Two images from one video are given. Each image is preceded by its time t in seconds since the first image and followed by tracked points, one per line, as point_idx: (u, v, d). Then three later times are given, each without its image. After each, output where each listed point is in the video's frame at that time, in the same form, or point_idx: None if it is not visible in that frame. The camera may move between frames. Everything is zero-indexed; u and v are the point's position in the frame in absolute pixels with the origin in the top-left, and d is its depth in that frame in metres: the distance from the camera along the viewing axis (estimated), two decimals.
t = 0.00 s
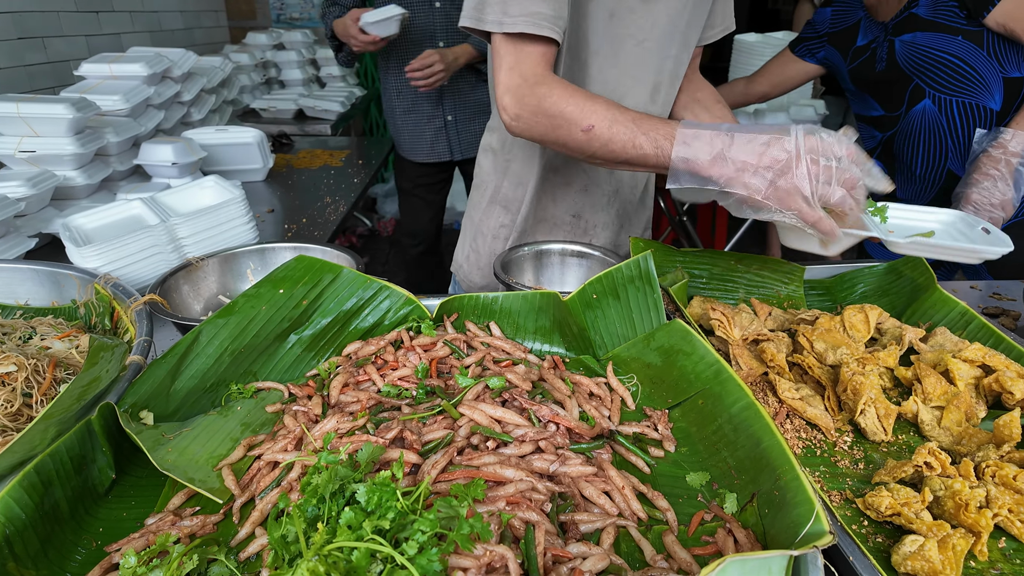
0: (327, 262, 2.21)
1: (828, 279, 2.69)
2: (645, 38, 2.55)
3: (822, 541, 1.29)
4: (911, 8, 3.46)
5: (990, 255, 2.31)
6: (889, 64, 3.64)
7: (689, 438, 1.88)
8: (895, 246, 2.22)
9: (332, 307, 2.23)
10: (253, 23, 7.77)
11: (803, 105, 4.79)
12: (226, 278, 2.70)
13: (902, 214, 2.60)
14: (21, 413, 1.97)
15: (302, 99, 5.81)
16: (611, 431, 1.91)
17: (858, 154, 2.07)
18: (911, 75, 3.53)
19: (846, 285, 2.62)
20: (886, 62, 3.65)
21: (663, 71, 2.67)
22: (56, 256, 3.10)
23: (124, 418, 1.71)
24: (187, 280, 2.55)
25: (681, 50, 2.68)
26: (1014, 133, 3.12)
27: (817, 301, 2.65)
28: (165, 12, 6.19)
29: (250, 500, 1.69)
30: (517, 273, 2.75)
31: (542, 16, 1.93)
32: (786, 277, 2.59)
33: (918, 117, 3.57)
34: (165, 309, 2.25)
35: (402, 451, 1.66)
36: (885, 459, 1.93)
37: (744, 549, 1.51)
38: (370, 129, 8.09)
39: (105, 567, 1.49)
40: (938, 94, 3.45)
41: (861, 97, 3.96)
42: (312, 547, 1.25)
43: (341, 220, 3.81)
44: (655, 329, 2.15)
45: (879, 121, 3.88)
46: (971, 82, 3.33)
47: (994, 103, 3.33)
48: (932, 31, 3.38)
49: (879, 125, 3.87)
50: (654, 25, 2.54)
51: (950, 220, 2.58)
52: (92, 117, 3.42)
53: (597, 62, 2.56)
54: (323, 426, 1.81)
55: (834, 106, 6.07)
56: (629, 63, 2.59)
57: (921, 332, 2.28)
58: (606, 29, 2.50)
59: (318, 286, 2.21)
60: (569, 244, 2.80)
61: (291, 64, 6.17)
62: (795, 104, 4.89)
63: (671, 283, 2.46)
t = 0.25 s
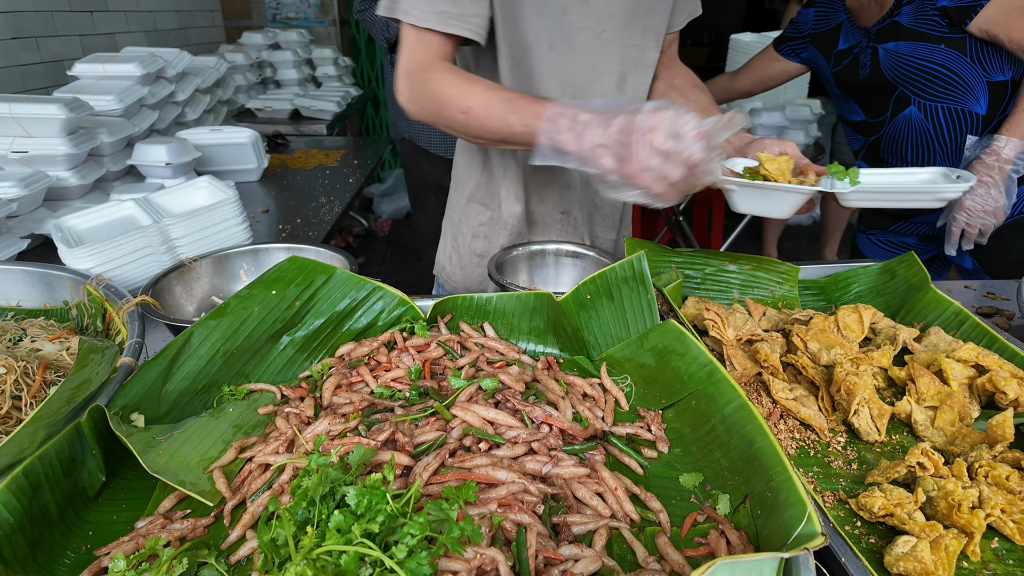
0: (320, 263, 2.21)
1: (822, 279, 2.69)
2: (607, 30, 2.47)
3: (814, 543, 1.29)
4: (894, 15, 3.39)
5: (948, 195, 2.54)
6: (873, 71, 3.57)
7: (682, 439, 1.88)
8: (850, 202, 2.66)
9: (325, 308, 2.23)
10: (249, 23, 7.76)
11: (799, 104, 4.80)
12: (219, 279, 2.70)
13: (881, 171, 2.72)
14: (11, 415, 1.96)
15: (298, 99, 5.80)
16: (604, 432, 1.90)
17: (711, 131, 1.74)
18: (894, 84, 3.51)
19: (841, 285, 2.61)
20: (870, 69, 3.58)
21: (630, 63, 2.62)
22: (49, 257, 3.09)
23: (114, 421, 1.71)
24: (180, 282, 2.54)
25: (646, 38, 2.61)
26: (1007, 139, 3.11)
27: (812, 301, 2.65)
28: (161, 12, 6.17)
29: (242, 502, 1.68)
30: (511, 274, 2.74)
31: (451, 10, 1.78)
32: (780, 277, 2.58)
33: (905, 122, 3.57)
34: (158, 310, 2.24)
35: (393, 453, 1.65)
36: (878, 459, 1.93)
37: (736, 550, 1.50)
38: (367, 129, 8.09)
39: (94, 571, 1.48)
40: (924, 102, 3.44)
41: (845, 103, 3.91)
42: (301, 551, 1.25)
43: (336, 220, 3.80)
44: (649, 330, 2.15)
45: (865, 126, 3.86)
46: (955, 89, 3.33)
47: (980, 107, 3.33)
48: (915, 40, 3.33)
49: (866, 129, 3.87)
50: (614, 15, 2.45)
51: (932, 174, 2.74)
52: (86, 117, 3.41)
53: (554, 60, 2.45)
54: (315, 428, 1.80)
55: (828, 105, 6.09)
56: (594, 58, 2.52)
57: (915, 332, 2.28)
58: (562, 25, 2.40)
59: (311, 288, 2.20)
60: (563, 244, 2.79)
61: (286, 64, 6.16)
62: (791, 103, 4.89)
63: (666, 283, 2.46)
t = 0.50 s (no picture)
0: (312, 264, 2.19)
1: (816, 278, 2.69)
2: (557, 27, 2.69)
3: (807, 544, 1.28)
4: (906, 3, 3.37)
5: (852, 227, 2.30)
6: (879, 61, 3.57)
7: (676, 439, 1.88)
8: (770, 221, 2.39)
9: (317, 309, 2.22)
10: (243, 22, 7.72)
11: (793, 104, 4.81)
12: (212, 280, 2.68)
13: (802, 184, 2.67)
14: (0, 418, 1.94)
15: (292, 99, 5.79)
16: (598, 433, 1.90)
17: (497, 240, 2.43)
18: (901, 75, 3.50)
19: (835, 284, 2.61)
20: (877, 59, 3.58)
21: (584, 58, 2.84)
22: (40, 258, 3.07)
23: (104, 424, 1.69)
24: (172, 283, 2.52)
25: (596, 33, 2.83)
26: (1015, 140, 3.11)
27: (806, 300, 2.65)
28: (154, 11, 6.14)
29: (233, 505, 1.67)
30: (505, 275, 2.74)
31: (369, 26, 2.24)
32: (774, 276, 2.58)
33: (904, 119, 3.57)
34: (149, 312, 2.22)
35: (386, 456, 1.64)
36: (872, 459, 1.93)
37: (729, 552, 1.50)
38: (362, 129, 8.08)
39: None
40: (929, 97, 3.44)
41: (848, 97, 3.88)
42: (292, 554, 1.24)
43: (330, 221, 3.79)
44: (643, 330, 2.15)
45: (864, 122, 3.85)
46: (960, 86, 3.33)
47: (981, 107, 3.33)
48: (928, 31, 3.33)
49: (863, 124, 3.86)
50: (564, 12, 2.67)
51: (846, 194, 2.58)
52: (77, 117, 3.38)
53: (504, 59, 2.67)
54: (307, 430, 1.79)
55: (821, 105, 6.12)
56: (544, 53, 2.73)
57: (909, 331, 2.28)
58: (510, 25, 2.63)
59: (304, 289, 2.19)
60: (557, 244, 2.78)
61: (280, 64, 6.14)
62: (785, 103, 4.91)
63: (660, 283, 2.46)
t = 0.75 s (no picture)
0: (310, 264, 2.19)
1: (813, 277, 2.70)
2: (508, 19, 2.70)
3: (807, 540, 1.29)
4: None
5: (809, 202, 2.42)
6: (950, 37, 3.20)
7: (675, 437, 1.89)
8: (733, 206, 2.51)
9: (315, 309, 2.21)
10: (237, 22, 7.68)
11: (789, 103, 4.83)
12: (209, 280, 2.67)
13: (756, 157, 2.89)
14: None
15: (288, 99, 5.78)
16: (598, 431, 1.90)
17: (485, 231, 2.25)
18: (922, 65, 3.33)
19: (832, 282, 2.63)
20: (947, 34, 3.20)
21: (536, 48, 2.86)
22: (35, 259, 3.05)
23: (103, 425, 1.68)
24: (169, 283, 2.51)
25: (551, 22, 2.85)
26: None
27: (803, 298, 2.66)
28: (148, 10, 6.11)
29: (233, 505, 1.67)
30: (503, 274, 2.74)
31: (341, 29, 2.22)
32: (771, 275, 2.59)
33: (966, 104, 3.26)
34: (146, 312, 2.22)
35: (386, 455, 1.64)
36: (869, 456, 1.94)
37: (729, 548, 1.50)
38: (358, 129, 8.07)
39: None
40: (995, 85, 3.17)
41: (893, 78, 3.46)
42: (294, 554, 1.24)
43: (327, 220, 3.79)
44: (641, 328, 2.15)
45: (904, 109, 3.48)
46: None
47: None
48: (1012, 9, 3.04)
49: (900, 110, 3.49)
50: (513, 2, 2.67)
51: (799, 159, 2.84)
52: (72, 117, 3.37)
53: (453, 54, 2.70)
54: (307, 430, 1.79)
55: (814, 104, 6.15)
56: (497, 47, 2.74)
57: (905, 329, 2.30)
58: (457, 20, 2.64)
59: (302, 288, 2.19)
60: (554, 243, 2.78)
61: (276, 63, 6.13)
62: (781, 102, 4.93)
63: (658, 282, 2.47)
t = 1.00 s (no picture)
0: (305, 263, 2.18)
1: (808, 276, 2.71)
2: (460, 18, 2.67)
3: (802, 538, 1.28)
4: None
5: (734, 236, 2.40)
6: None
7: (671, 436, 1.89)
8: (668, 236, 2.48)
9: (311, 308, 2.21)
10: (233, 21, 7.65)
11: (785, 102, 4.84)
12: (205, 280, 2.67)
13: (704, 176, 2.88)
14: None
15: (283, 98, 5.76)
16: (593, 430, 1.91)
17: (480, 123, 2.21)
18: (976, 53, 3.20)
19: (827, 281, 2.64)
20: None
21: (492, 47, 2.83)
22: (29, 260, 3.04)
23: (97, 425, 1.67)
24: (165, 283, 2.51)
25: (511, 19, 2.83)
26: None
27: (798, 297, 2.66)
28: (143, 9, 6.09)
29: (229, 505, 1.67)
30: (498, 273, 2.74)
31: (289, 24, 2.37)
32: (766, 274, 2.60)
33: None
34: (142, 312, 2.21)
35: (381, 454, 1.64)
36: (864, 454, 1.94)
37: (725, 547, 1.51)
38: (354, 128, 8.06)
39: None
40: None
41: (978, 62, 3.23)
42: (289, 554, 1.24)
43: (323, 220, 3.78)
44: (637, 327, 2.16)
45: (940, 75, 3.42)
46: None
47: None
48: None
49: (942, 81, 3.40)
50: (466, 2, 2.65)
51: (749, 175, 2.86)
52: (67, 117, 3.35)
53: (404, 50, 2.65)
54: (302, 430, 1.79)
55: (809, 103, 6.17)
56: (450, 44, 2.72)
57: (900, 327, 2.30)
58: (410, 17, 2.59)
59: (297, 288, 2.18)
60: (550, 243, 2.78)
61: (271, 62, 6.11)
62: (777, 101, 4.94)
63: (654, 281, 2.47)
